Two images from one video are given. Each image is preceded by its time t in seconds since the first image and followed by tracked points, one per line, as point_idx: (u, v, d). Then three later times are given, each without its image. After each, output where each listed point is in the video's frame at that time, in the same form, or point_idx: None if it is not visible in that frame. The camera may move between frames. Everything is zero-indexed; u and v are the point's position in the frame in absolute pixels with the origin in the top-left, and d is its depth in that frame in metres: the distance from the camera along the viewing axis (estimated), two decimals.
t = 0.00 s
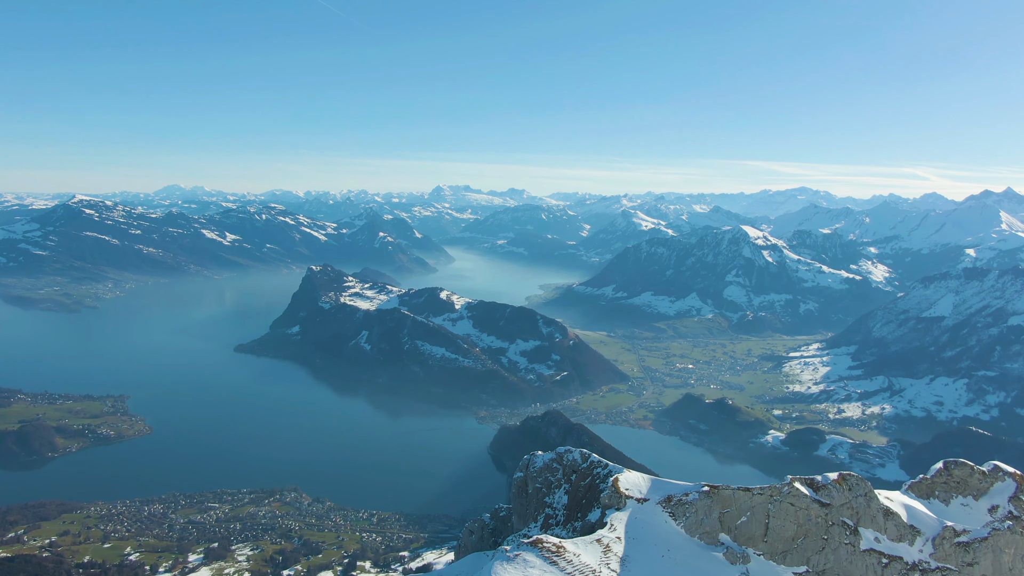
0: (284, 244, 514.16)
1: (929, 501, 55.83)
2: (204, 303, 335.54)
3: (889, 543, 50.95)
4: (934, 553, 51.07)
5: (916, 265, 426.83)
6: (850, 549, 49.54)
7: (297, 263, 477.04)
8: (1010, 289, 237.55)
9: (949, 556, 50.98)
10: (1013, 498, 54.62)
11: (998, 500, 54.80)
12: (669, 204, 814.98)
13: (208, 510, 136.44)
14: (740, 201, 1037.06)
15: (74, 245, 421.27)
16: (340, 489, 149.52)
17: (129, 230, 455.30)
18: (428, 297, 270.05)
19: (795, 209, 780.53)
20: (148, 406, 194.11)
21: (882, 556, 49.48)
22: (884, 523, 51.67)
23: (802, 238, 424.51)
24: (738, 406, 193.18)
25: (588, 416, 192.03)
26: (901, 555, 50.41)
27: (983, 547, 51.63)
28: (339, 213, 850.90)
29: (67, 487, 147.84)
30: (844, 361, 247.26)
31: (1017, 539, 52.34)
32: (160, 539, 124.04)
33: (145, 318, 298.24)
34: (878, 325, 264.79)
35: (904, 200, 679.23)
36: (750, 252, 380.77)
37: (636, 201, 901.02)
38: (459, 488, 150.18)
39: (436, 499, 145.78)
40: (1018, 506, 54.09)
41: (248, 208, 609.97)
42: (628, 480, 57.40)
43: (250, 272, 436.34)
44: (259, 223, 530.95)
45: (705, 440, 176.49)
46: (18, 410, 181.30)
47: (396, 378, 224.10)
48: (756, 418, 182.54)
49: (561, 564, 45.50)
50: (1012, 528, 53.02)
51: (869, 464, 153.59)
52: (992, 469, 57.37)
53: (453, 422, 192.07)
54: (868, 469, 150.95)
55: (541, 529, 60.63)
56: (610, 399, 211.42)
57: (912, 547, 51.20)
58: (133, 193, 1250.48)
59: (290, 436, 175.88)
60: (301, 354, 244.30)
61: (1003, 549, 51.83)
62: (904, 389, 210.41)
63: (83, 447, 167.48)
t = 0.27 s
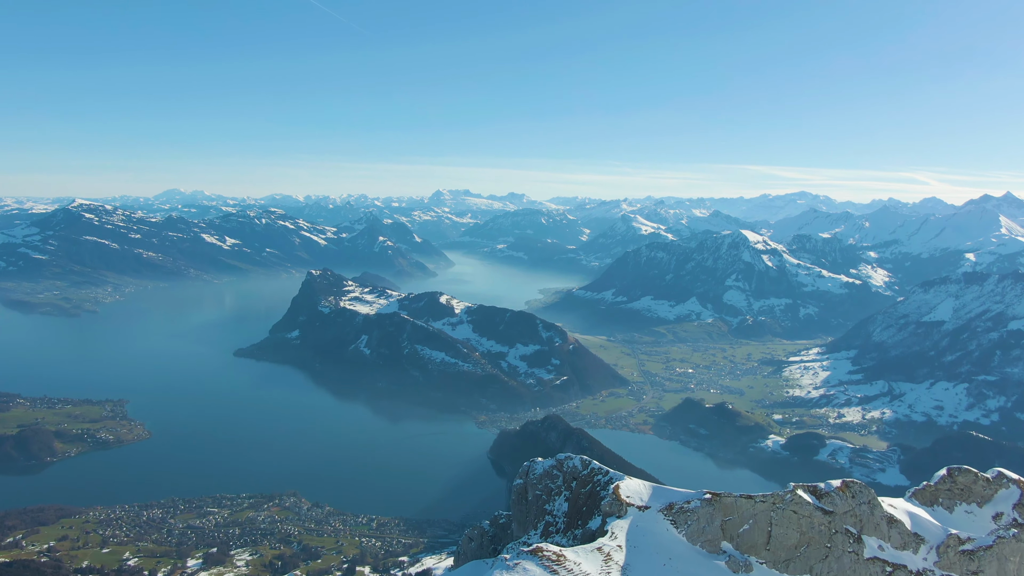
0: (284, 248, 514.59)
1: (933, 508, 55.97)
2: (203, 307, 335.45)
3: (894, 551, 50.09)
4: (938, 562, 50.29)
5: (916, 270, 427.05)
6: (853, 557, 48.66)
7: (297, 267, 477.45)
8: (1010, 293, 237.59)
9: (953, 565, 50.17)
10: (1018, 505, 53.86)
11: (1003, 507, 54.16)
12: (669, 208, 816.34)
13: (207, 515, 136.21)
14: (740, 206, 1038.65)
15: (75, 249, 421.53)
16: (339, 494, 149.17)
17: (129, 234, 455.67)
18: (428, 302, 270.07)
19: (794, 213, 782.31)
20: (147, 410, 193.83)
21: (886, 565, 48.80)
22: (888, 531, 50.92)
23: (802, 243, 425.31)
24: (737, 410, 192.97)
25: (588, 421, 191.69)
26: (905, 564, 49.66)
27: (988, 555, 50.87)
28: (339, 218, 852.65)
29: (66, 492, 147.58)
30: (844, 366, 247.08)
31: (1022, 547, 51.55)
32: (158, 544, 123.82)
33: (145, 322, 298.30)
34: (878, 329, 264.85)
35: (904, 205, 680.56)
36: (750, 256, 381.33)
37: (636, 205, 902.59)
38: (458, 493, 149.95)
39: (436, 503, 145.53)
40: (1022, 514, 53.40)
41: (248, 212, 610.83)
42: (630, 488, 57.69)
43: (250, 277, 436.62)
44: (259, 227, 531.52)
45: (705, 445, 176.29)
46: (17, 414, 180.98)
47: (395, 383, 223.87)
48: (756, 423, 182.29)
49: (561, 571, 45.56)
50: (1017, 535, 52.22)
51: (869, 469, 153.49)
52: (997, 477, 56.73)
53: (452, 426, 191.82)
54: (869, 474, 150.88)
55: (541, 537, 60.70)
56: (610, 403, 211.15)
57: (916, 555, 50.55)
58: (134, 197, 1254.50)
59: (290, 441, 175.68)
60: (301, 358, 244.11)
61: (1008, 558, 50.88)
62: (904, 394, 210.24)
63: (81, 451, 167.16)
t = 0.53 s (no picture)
0: (284, 252, 514.86)
1: (937, 515, 56.13)
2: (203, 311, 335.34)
3: (897, 559, 50.35)
4: (943, 569, 50.79)
5: (916, 274, 426.97)
6: (857, 565, 48.68)
7: (297, 272, 477.61)
8: (1010, 297, 237.62)
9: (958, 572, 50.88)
10: (1021, 512, 55.26)
11: (1007, 514, 55.42)
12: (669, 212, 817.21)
13: (206, 520, 136.08)
14: (739, 210, 1039.56)
15: (74, 253, 421.36)
16: (339, 499, 148.73)
17: (129, 239, 455.53)
18: (428, 306, 269.87)
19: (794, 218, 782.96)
20: (146, 415, 193.50)
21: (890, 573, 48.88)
22: (892, 539, 51.36)
23: (802, 247, 426.22)
24: (738, 415, 192.65)
25: (587, 426, 191.39)
26: (910, 572, 49.77)
27: (992, 562, 51.66)
28: (339, 222, 852.95)
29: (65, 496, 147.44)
30: (844, 370, 246.89)
31: None
32: (157, 549, 123.49)
33: (144, 326, 298.16)
34: (878, 334, 264.87)
35: (903, 209, 681.40)
36: (750, 260, 381.23)
37: (635, 210, 903.55)
38: (458, 497, 149.75)
39: (435, 508, 145.17)
40: None
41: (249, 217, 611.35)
42: (631, 496, 57.45)
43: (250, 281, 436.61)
44: (258, 232, 531.66)
45: (705, 449, 176.19)
46: (16, 419, 180.64)
47: (395, 387, 223.63)
48: (756, 428, 181.95)
49: None
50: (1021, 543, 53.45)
51: (869, 474, 153.29)
52: (1000, 483, 58.28)
53: (452, 431, 191.46)
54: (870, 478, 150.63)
55: (541, 544, 60.55)
56: (609, 407, 210.88)
57: (920, 563, 50.82)
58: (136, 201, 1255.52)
59: (289, 445, 175.43)
60: (300, 363, 243.80)
61: (1013, 567, 51.87)
62: (904, 399, 210.00)
63: (80, 456, 166.79)
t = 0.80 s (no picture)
0: (284, 256, 515.15)
1: (941, 522, 56.35)
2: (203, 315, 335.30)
3: (902, 567, 50.01)
4: None
5: (915, 278, 427.31)
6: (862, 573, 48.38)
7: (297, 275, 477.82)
8: (1010, 302, 237.39)
9: None
10: None
11: (1010, 522, 55.57)
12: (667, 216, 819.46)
13: (205, 525, 135.90)
14: (738, 214, 1040.86)
15: (75, 257, 420.96)
16: (338, 504, 148.21)
17: (130, 242, 455.53)
18: (427, 310, 270.72)
19: (792, 222, 785.43)
20: (146, 420, 193.01)
21: None
22: (896, 548, 51.10)
23: (801, 252, 427.76)
24: (738, 419, 192.26)
25: (587, 431, 190.96)
26: None
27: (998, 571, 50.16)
28: (340, 226, 854.78)
29: (63, 501, 147.30)
30: (844, 374, 246.64)
31: None
32: (155, 554, 123.19)
33: (143, 330, 297.95)
34: (878, 339, 264.80)
35: (902, 214, 682.73)
36: (749, 264, 381.98)
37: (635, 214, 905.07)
38: (457, 502, 149.58)
39: (435, 513, 144.77)
40: None
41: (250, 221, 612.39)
42: (632, 503, 57.48)
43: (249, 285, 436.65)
44: (258, 236, 531.89)
45: (705, 454, 176.02)
46: (15, 424, 180.59)
47: (395, 392, 223.28)
48: (756, 432, 181.52)
49: None
50: None
51: (870, 478, 152.76)
52: (1003, 492, 58.69)
53: (452, 436, 190.98)
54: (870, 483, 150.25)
55: (541, 552, 60.46)
56: (609, 412, 210.76)
57: (926, 571, 50.28)
58: (137, 204, 1257.77)
59: (289, 450, 175.03)
60: (300, 367, 243.39)
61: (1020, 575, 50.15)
62: (904, 403, 209.69)
63: (79, 461, 166.23)
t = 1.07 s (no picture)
0: (285, 236, 526.29)
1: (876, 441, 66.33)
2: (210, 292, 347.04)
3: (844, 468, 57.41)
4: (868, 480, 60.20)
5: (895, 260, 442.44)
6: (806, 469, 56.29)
7: (299, 255, 489.23)
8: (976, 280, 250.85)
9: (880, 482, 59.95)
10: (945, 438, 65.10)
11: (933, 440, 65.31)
12: (659, 200, 834.58)
13: (224, 480, 144.23)
14: (728, 198, 1055.29)
15: (85, 236, 430.75)
16: (348, 464, 156.10)
17: (137, 222, 466.04)
18: (426, 288, 285.60)
19: (780, 206, 802.24)
20: (162, 388, 205.41)
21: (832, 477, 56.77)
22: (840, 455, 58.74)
23: (784, 235, 446.16)
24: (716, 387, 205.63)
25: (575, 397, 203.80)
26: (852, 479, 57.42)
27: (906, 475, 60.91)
28: (338, 208, 864.18)
29: (91, 459, 157.88)
30: (819, 349, 260.83)
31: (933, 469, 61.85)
32: (181, 505, 131.56)
33: (154, 306, 310.20)
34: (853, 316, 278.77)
35: (887, 199, 698.47)
36: (734, 246, 397.79)
37: (627, 198, 918.52)
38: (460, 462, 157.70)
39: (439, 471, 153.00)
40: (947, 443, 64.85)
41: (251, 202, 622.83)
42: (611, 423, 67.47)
43: (252, 264, 447.78)
44: (260, 217, 542.72)
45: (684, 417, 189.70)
46: (43, 391, 194.20)
47: (396, 364, 236.13)
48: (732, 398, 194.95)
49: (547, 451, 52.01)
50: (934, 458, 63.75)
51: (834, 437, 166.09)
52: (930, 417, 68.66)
53: (453, 404, 199.44)
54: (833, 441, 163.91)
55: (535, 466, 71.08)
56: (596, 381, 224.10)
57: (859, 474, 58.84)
58: (136, 184, 1262.52)
59: (299, 418, 183.57)
60: (305, 341, 255.49)
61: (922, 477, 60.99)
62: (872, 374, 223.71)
63: (103, 424, 178.47)
